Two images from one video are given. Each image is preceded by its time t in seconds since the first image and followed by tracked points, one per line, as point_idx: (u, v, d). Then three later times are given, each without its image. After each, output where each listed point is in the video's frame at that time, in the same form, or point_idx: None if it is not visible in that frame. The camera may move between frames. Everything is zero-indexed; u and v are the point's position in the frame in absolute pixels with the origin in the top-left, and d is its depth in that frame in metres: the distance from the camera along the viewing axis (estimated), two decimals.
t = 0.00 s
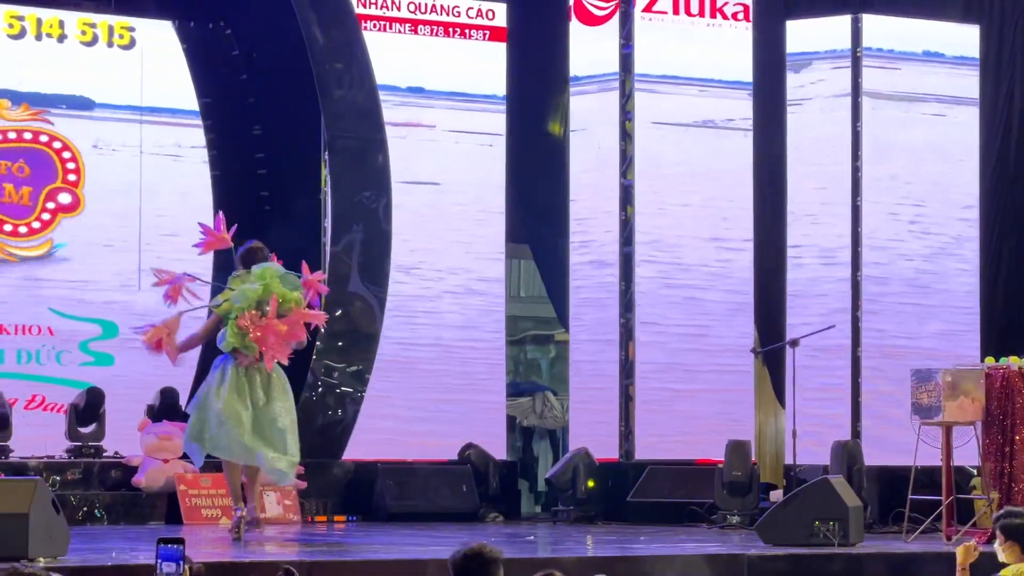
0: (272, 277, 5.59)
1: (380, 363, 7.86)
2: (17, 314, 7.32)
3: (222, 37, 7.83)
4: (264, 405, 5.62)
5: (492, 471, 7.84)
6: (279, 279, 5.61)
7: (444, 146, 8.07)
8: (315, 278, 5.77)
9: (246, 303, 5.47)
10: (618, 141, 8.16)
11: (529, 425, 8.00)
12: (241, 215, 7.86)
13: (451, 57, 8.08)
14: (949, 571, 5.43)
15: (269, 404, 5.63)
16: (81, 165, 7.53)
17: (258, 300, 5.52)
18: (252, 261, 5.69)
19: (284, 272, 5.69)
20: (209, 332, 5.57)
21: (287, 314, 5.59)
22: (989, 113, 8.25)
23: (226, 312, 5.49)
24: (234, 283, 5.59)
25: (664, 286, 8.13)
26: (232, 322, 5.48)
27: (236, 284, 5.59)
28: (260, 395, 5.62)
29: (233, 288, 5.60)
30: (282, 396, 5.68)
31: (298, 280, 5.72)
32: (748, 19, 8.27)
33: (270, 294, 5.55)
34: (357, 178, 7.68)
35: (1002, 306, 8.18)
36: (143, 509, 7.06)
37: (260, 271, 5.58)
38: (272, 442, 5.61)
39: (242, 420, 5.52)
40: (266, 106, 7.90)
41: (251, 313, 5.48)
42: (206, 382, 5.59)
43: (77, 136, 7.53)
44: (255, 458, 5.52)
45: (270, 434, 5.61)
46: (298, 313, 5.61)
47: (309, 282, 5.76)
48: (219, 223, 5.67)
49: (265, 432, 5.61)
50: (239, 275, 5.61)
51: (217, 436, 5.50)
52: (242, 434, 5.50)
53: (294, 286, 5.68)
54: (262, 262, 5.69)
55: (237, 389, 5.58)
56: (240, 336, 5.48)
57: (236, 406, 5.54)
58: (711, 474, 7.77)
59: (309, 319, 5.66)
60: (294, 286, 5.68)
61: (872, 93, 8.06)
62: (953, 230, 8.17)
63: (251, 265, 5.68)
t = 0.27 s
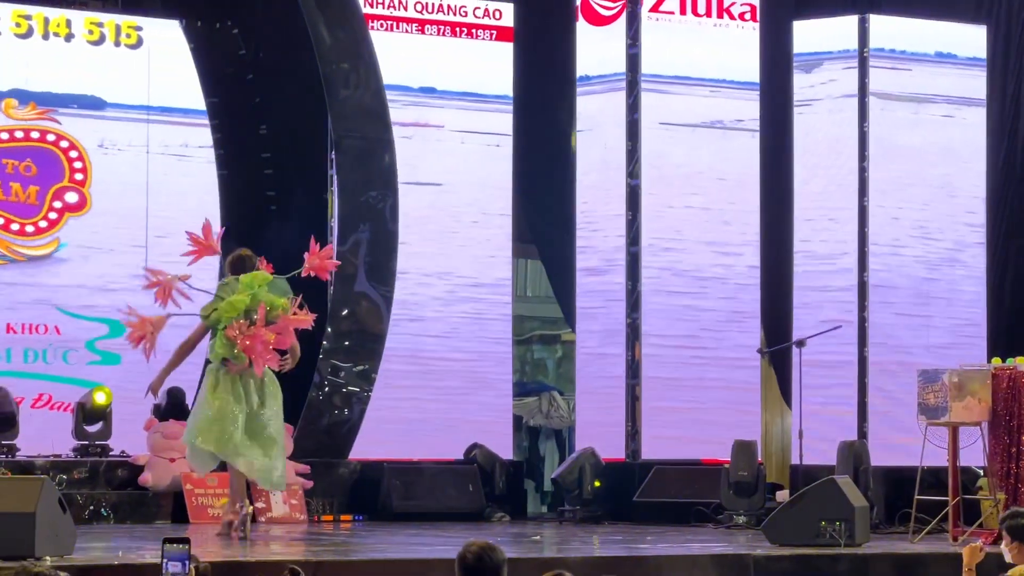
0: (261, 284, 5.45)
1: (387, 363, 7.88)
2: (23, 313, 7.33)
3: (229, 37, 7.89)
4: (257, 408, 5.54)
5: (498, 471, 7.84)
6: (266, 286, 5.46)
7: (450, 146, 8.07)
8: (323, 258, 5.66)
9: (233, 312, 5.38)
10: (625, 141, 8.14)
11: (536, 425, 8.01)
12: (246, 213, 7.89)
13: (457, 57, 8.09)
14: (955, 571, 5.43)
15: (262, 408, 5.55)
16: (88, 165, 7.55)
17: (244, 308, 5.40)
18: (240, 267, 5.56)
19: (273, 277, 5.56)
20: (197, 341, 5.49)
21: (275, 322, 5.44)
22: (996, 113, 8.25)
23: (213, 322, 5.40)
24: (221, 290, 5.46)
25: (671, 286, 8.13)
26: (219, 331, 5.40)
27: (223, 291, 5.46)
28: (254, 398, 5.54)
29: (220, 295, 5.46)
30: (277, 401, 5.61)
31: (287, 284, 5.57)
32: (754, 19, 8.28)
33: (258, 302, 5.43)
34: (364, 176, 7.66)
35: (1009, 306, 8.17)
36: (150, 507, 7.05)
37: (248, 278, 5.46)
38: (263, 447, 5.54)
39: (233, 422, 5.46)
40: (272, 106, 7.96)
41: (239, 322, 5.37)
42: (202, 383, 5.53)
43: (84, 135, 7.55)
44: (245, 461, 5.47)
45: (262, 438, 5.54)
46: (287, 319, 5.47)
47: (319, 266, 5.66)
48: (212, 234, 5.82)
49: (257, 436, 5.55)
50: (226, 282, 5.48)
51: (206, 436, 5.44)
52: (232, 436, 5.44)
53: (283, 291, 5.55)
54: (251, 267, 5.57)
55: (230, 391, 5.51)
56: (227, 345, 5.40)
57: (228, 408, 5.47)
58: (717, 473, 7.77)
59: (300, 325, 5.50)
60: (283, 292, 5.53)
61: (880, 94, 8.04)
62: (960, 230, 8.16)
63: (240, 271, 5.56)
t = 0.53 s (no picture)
0: (255, 284, 6.06)
1: (391, 362, 7.89)
2: (28, 312, 7.34)
3: (233, 36, 7.90)
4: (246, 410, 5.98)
5: (502, 471, 7.86)
6: (260, 287, 6.07)
7: (456, 146, 8.08)
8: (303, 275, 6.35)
9: (232, 310, 5.90)
10: (629, 139, 8.16)
11: (540, 424, 8.01)
12: (252, 212, 7.88)
13: (462, 56, 8.09)
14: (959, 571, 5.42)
15: (250, 410, 5.99)
16: (92, 164, 7.55)
17: (241, 306, 5.95)
18: (234, 269, 6.16)
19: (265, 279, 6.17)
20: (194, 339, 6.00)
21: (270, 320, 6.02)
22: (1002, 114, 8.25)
23: (212, 319, 5.92)
24: (218, 290, 6.01)
25: (675, 285, 8.14)
26: (218, 328, 5.90)
27: (221, 291, 6.00)
28: (242, 400, 5.98)
29: (219, 294, 6.01)
30: (265, 401, 6.04)
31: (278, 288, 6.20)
32: (759, 19, 8.28)
33: (253, 301, 6.00)
34: (369, 174, 7.66)
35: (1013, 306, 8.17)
36: (154, 506, 7.09)
37: (244, 279, 6.05)
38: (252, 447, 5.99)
39: (221, 427, 5.91)
40: (277, 105, 7.96)
41: (237, 319, 5.89)
42: (194, 389, 5.99)
43: (88, 134, 7.56)
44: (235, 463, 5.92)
45: (251, 439, 5.99)
46: (280, 318, 6.05)
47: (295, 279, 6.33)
48: (201, 231, 6.28)
49: (246, 437, 6.00)
50: (222, 282, 6.04)
51: (195, 442, 5.88)
52: (222, 440, 5.90)
53: (275, 294, 6.16)
54: (244, 269, 6.16)
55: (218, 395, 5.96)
56: (225, 341, 5.88)
57: (217, 412, 5.93)
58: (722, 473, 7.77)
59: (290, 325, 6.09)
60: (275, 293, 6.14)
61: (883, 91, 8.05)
62: (964, 231, 8.16)
63: (234, 272, 6.16)
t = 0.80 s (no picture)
0: (245, 281, 5.76)
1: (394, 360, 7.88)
2: (31, 310, 7.35)
3: (236, 33, 7.88)
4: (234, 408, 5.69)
5: (504, 469, 7.86)
6: (251, 282, 5.77)
7: (461, 145, 8.08)
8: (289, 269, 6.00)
9: (222, 306, 5.62)
10: (633, 138, 8.15)
11: (543, 422, 8.01)
12: (256, 211, 7.89)
13: (465, 55, 8.10)
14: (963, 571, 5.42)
15: (240, 407, 5.69)
16: (96, 162, 7.56)
17: (231, 303, 5.67)
18: (223, 266, 5.86)
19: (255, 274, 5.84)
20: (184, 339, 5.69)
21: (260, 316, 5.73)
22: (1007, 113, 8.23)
23: (201, 316, 5.63)
24: (207, 288, 5.72)
25: (679, 284, 8.13)
26: (209, 326, 5.63)
27: (211, 289, 5.71)
28: (230, 399, 5.68)
29: (207, 292, 5.72)
30: (255, 397, 5.74)
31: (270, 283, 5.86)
32: (763, 18, 8.28)
33: (244, 297, 5.71)
34: (373, 171, 7.70)
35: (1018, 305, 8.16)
36: (157, 504, 7.12)
37: (234, 277, 5.76)
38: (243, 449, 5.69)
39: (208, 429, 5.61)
40: (280, 103, 7.95)
41: (227, 316, 5.63)
42: (179, 388, 5.69)
43: (91, 132, 7.56)
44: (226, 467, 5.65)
45: (241, 440, 5.68)
46: (272, 314, 5.76)
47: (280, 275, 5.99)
48: (191, 230, 5.96)
49: (235, 437, 5.69)
50: (212, 280, 5.74)
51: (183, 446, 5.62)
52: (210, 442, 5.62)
53: (267, 288, 5.84)
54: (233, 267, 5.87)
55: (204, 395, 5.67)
56: (216, 339, 5.63)
57: (204, 414, 5.63)
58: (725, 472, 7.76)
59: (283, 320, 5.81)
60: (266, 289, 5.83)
61: (887, 92, 8.01)
62: (969, 230, 8.15)
63: (223, 270, 5.86)
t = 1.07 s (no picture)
0: (227, 286, 5.83)
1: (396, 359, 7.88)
2: (33, 309, 7.34)
3: (238, 32, 7.89)
4: (222, 408, 5.78)
5: (507, 468, 7.84)
6: (233, 286, 5.84)
7: (461, 145, 8.06)
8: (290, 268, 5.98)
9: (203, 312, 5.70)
10: (635, 136, 8.15)
11: (545, 422, 8.03)
12: (258, 208, 7.92)
13: (468, 54, 8.10)
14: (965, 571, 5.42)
15: (228, 407, 5.79)
16: (97, 161, 7.56)
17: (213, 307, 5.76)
18: (208, 271, 5.92)
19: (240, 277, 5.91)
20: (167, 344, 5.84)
21: (243, 319, 5.80)
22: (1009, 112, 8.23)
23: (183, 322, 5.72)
24: (190, 293, 5.82)
25: (681, 282, 8.12)
26: (190, 330, 5.71)
27: (194, 293, 5.81)
28: (218, 399, 5.78)
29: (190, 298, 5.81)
30: (242, 398, 5.83)
31: (254, 285, 5.92)
32: (765, 17, 8.27)
33: (226, 302, 5.79)
34: (375, 170, 7.69)
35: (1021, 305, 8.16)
36: (160, 502, 7.12)
37: (215, 282, 5.84)
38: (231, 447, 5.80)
39: (197, 428, 5.70)
40: (282, 102, 7.97)
41: (209, 321, 5.70)
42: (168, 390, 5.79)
43: (93, 131, 7.56)
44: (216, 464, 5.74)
45: (229, 440, 5.77)
46: (255, 316, 5.81)
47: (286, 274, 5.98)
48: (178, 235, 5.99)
49: (224, 436, 5.79)
50: (195, 286, 5.84)
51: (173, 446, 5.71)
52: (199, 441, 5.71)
53: (251, 290, 5.89)
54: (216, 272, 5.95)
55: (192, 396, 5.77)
56: (198, 344, 5.70)
57: (193, 414, 5.73)
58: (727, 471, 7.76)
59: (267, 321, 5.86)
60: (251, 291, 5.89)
61: (889, 91, 8.02)
62: (971, 230, 8.15)
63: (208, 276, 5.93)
